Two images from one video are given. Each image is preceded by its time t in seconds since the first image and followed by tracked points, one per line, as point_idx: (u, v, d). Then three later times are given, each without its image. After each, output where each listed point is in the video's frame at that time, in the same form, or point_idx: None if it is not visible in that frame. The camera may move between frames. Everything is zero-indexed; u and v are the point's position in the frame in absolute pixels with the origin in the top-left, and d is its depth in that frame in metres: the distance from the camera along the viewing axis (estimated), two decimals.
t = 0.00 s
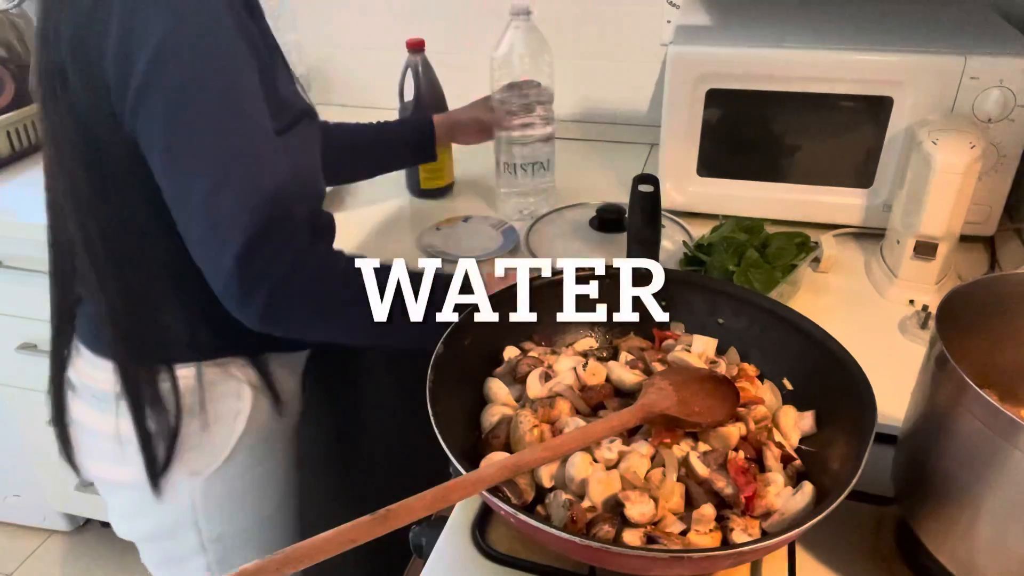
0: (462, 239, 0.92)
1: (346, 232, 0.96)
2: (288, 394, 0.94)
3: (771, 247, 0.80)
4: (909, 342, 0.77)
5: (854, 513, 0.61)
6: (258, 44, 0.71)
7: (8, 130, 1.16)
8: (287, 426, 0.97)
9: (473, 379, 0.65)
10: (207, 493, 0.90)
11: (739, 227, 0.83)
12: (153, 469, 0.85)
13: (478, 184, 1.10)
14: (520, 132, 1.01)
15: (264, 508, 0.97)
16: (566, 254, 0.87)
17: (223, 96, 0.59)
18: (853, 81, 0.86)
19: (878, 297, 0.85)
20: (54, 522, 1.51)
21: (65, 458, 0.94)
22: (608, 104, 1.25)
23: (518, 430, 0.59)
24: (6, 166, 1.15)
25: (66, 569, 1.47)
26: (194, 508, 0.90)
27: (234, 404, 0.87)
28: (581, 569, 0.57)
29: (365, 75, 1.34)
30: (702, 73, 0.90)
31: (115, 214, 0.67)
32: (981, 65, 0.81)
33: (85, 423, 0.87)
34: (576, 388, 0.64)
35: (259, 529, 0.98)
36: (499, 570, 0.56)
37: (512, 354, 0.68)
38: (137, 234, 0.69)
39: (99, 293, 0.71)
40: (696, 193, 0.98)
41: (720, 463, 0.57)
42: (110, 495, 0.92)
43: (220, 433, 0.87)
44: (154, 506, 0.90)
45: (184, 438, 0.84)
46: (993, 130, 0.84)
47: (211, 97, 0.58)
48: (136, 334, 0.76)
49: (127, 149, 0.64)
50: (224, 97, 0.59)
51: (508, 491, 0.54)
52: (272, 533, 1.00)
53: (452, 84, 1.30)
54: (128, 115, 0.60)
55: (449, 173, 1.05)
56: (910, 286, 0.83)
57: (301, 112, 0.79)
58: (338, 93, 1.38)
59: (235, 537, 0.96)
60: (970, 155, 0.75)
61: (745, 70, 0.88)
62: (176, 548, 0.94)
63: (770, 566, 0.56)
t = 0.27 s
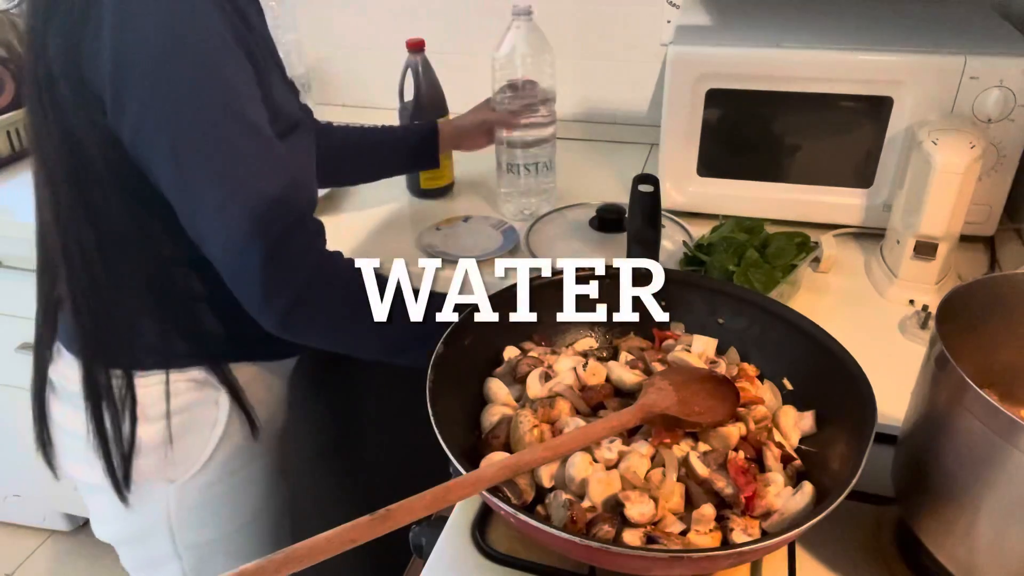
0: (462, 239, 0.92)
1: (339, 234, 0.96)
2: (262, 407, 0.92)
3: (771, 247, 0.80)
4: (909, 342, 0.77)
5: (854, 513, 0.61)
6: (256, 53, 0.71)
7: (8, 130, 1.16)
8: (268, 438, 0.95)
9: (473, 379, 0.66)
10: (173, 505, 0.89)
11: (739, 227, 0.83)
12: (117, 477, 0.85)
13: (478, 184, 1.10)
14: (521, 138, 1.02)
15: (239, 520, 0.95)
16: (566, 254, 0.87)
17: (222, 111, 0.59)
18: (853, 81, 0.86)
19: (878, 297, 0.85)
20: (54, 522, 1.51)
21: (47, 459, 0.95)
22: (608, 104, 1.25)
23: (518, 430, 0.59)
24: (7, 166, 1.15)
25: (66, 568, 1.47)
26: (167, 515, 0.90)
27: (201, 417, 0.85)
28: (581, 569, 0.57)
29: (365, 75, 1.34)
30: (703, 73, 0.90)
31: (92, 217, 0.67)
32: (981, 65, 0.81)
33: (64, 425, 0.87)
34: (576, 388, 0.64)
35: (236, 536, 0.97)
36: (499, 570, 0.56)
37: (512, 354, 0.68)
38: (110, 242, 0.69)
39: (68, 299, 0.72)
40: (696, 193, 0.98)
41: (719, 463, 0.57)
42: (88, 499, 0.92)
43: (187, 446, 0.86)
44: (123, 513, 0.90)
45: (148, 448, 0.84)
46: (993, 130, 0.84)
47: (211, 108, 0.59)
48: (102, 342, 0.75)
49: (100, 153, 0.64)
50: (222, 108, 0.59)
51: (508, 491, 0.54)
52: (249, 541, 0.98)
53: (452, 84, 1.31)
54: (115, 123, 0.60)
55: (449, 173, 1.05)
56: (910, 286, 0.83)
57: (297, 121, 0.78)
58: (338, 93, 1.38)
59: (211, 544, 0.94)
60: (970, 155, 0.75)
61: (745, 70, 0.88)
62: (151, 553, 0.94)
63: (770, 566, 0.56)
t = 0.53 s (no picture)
0: (462, 239, 0.92)
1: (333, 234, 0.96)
2: (247, 414, 0.91)
3: (771, 247, 0.80)
4: (909, 342, 0.77)
5: (854, 513, 0.61)
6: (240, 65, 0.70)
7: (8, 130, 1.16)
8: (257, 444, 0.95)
9: (473, 379, 0.65)
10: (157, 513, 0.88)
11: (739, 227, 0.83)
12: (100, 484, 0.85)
13: (479, 184, 1.10)
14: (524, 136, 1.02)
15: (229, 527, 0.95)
16: (566, 254, 0.87)
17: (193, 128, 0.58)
18: (853, 81, 0.86)
19: (878, 297, 0.85)
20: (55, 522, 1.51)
21: (36, 468, 0.95)
22: (608, 103, 1.25)
23: (518, 430, 0.59)
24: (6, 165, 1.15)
25: (65, 568, 1.47)
26: (154, 523, 0.89)
27: (182, 425, 0.85)
28: (581, 569, 0.57)
29: (365, 74, 1.34)
30: (702, 73, 0.90)
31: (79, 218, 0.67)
32: (981, 65, 0.81)
33: (50, 433, 0.88)
34: (576, 388, 0.64)
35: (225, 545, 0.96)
36: (499, 569, 0.56)
37: (512, 354, 0.68)
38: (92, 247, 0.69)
39: (48, 307, 0.72)
40: (696, 194, 0.98)
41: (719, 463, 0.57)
42: (77, 507, 0.92)
43: (169, 453, 0.86)
44: (109, 521, 0.90)
45: (130, 455, 0.84)
46: (993, 130, 0.84)
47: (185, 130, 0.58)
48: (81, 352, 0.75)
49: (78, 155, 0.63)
50: (198, 132, 0.58)
51: (508, 491, 0.54)
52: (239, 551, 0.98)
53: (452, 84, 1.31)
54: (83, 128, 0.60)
55: (449, 172, 1.05)
56: (910, 286, 0.83)
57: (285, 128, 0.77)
58: (338, 93, 1.38)
59: (198, 553, 0.94)
60: (970, 155, 0.75)
61: (745, 70, 0.89)
62: (140, 561, 0.93)
63: (770, 566, 0.56)
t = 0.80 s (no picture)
0: (461, 239, 0.92)
1: (329, 234, 0.96)
2: (223, 428, 0.86)
3: (771, 247, 0.80)
4: (909, 342, 0.77)
5: (854, 513, 0.61)
6: (215, 76, 0.66)
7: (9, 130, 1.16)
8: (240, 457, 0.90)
9: (473, 379, 0.66)
10: (131, 530, 0.83)
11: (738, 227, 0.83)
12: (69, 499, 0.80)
13: (478, 185, 1.10)
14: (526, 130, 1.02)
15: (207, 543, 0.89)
16: (566, 254, 0.87)
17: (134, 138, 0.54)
18: (853, 81, 0.86)
19: (878, 297, 0.85)
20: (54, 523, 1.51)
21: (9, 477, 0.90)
22: (608, 103, 1.25)
23: (518, 430, 0.59)
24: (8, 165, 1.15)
25: (65, 568, 1.47)
26: (124, 539, 0.84)
27: (151, 441, 0.79)
28: (582, 569, 0.57)
29: (364, 74, 1.34)
30: (703, 73, 0.90)
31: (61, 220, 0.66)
32: (981, 65, 0.81)
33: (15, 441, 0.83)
34: (576, 388, 0.64)
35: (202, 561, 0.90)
36: (499, 569, 0.56)
37: (512, 354, 0.68)
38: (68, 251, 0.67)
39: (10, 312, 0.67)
40: (696, 194, 0.98)
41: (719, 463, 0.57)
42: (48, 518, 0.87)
43: (139, 469, 0.80)
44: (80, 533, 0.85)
45: (100, 469, 0.79)
46: (993, 130, 0.84)
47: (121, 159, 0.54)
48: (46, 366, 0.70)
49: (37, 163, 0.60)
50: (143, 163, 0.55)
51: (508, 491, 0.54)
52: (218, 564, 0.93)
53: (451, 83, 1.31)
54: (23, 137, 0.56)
55: (449, 172, 1.06)
56: (910, 286, 0.83)
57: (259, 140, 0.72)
58: (338, 93, 1.38)
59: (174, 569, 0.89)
60: (970, 155, 0.75)
61: (745, 70, 0.88)
62: None
63: (770, 566, 0.56)
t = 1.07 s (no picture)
0: (461, 238, 0.92)
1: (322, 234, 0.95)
2: (207, 436, 0.85)
3: (771, 247, 0.80)
4: (909, 342, 0.77)
5: (855, 513, 0.61)
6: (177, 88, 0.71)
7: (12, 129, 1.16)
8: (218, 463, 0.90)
9: (473, 379, 0.65)
10: (109, 549, 0.83)
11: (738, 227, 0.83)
12: (39, 512, 0.80)
13: (478, 184, 1.10)
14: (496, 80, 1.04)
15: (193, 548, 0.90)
16: (566, 254, 0.87)
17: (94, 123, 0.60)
18: (853, 81, 0.86)
19: (878, 297, 0.85)
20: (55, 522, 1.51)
21: None
22: (608, 103, 1.25)
23: (518, 430, 0.59)
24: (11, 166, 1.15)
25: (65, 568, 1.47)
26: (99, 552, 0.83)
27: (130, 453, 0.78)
28: (581, 569, 0.57)
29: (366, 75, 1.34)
30: (702, 73, 0.90)
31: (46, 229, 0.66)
32: (981, 65, 0.81)
33: None
34: (576, 387, 0.64)
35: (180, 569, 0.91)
36: (499, 569, 0.56)
37: (512, 354, 0.68)
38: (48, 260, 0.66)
39: None
40: (696, 193, 0.98)
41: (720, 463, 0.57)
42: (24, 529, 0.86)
43: (115, 483, 0.79)
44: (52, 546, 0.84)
45: (73, 486, 0.78)
46: (993, 130, 0.84)
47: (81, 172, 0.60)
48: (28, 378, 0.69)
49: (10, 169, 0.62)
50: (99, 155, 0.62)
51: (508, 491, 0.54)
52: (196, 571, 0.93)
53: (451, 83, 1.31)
54: None
55: (450, 169, 1.05)
56: (910, 286, 0.83)
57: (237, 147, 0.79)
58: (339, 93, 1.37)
59: None
60: (970, 154, 0.75)
61: (745, 70, 0.88)
62: None
63: (770, 566, 0.56)
